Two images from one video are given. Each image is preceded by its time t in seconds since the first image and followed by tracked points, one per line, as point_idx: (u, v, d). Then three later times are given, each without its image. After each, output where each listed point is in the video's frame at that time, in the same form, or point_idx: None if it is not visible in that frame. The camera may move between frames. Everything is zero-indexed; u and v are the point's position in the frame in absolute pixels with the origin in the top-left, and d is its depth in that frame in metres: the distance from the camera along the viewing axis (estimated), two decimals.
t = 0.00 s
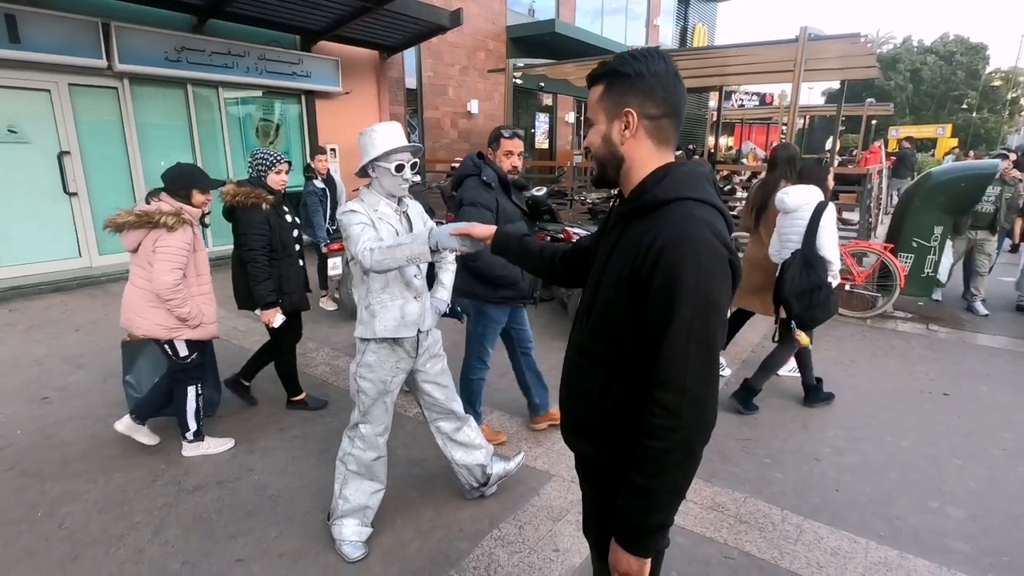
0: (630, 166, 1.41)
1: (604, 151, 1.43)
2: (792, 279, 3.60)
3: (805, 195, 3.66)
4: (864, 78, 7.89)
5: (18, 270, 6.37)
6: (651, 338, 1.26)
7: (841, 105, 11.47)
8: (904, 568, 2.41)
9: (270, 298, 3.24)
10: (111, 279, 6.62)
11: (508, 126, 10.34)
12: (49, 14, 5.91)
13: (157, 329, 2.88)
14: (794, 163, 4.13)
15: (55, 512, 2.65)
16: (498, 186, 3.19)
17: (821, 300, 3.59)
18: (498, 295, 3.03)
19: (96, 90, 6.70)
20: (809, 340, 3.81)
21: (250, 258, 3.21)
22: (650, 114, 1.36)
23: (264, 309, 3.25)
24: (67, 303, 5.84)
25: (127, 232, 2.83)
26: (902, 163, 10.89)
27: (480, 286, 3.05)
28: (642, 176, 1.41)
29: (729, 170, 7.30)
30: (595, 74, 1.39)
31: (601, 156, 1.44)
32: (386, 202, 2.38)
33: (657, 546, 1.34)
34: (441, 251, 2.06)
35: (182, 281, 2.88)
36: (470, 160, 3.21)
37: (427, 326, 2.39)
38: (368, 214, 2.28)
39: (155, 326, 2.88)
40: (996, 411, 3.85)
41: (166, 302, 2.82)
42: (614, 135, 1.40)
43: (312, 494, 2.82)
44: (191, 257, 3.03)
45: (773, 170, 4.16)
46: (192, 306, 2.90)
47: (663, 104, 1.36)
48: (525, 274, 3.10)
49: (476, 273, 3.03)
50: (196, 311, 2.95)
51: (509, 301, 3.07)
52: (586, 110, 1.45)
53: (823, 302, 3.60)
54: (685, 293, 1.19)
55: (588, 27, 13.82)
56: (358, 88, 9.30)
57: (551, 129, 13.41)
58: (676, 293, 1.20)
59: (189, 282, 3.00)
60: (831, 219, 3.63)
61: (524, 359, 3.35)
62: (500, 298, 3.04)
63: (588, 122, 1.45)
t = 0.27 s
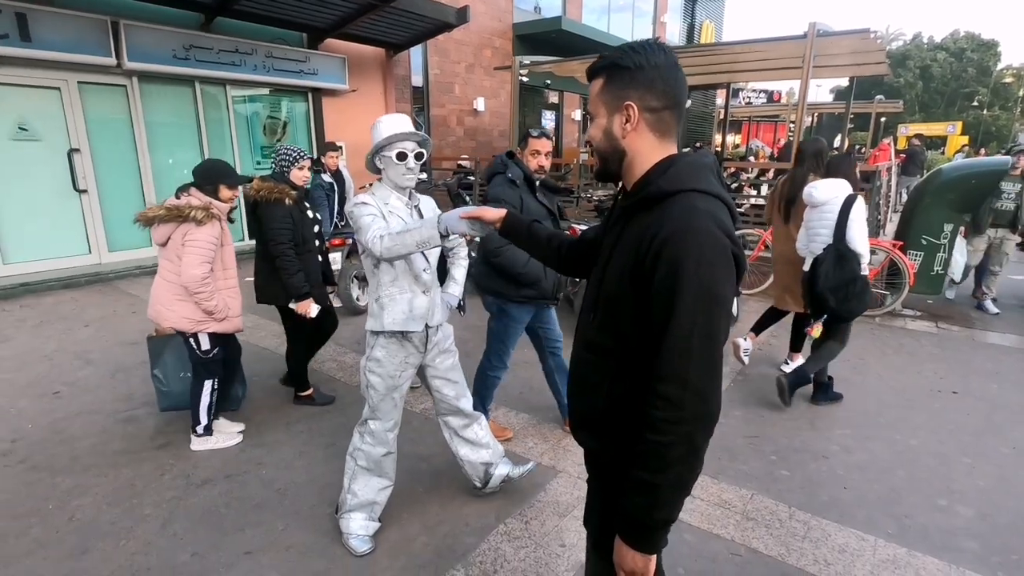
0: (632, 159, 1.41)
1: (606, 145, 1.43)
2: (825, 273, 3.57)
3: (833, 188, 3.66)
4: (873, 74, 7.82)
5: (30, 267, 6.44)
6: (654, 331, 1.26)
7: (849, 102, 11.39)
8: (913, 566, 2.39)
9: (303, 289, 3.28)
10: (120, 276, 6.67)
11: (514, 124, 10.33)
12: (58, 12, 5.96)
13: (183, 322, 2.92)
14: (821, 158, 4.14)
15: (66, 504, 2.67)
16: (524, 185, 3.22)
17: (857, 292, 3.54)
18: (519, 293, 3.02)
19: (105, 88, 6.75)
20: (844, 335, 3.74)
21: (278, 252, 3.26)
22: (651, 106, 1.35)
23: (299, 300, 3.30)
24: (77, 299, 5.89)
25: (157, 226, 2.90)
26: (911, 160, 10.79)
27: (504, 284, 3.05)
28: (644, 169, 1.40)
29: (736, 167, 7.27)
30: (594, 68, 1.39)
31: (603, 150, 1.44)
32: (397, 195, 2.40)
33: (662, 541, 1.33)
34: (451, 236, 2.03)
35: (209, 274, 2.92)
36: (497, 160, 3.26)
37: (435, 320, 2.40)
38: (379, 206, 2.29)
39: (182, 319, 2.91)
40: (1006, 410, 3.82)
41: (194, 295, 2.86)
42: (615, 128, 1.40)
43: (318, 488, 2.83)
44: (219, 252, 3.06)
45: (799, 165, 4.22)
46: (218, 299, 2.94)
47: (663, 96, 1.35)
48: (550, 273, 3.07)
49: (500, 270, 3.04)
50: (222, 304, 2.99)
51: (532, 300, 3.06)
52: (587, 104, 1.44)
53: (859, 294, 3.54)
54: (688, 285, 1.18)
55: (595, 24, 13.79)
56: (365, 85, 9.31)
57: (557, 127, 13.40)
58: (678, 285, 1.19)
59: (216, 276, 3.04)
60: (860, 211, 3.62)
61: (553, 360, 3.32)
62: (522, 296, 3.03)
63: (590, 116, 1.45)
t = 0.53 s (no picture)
0: (626, 154, 1.41)
1: (598, 140, 1.43)
2: (856, 269, 3.57)
3: (855, 184, 3.67)
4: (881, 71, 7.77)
5: (40, 263, 6.50)
6: (657, 327, 1.26)
7: (858, 99, 11.31)
8: (920, 564, 2.38)
9: (331, 283, 3.33)
10: (128, 272, 6.73)
11: (520, 121, 10.33)
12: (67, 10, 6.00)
13: (209, 316, 2.98)
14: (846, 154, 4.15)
15: (76, 497, 2.70)
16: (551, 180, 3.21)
17: (890, 285, 3.50)
18: (543, 289, 3.07)
19: (113, 86, 6.79)
20: (876, 328, 3.73)
21: (301, 248, 3.30)
22: (643, 100, 1.35)
23: (330, 292, 3.36)
24: (86, 295, 5.94)
25: (184, 223, 2.93)
26: (920, 157, 10.70)
27: (529, 280, 3.10)
28: (637, 164, 1.41)
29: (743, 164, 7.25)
30: (584, 62, 1.40)
31: (595, 145, 1.45)
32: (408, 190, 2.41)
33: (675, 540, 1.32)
34: (459, 237, 2.05)
35: (235, 269, 2.96)
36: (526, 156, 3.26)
37: (446, 316, 2.41)
38: (390, 201, 2.31)
39: (207, 313, 2.97)
40: (1015, 408, 3.79)
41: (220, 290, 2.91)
42: (606, 123, 1.40)
43: (325, 482, 2.85)
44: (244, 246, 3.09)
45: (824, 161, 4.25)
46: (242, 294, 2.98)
47: (654, 90, 1.34)
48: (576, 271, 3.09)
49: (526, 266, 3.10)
50: (246, 299, 3.04)
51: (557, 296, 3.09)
52: (579, 98, 1.45)
53: (893, 286, 3.51)
54: (690, 279, 1.18)
55: (601, 21, 13.75)
56: (372, 82, 9.34)
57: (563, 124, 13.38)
58: (680, 279, 1.19)
59: (241, 270, 3.08)
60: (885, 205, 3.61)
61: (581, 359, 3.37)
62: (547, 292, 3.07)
63: (582, 111, 1.45)
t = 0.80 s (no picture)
0: (616, 152, 1.40)
1: (588, 138, 1.42)
2: (887, 268, 3.57)
3: (890, 182, 3.61)
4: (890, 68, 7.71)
5: (50, 260, 6.56)
6: (661, 329, 1.22)
7: (866, 97, 11.23)
8: (927, 563, 2.37)
9: (351, 279, 3.33)
10: (136, 269, 6.77)
11: (526, 119, 10.32)
12: (76, 10, 6.05)
13: (238, 309, 3.00)
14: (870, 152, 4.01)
15: (85, 491, 2.73)
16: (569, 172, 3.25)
17: (920, 284, 3.55)
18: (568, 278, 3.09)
19: (122, 84, 6.84)
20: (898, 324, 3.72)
21: (322, 244, 3.32)
22: (631, 96, 1.33)
23: (349, 289, 3.38)
24: (94, 292, 5.98)
25: (210, 218, 2.97)
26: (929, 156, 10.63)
27: (554, 273, 3.14)
28: (629, 161, 1.39)
29: (750, 162, 7.22)
30: (573, 59, 1.39)
31: (586, 141, 1.43)
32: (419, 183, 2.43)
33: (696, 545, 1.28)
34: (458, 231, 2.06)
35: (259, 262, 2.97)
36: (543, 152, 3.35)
37: (455, 310, 2.41)
38: (399, 195, 2.35)
39: (236, 307, 3.00)
40: None
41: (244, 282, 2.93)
42: (595, 120, 1.38)
43: (331, 478, 2.86)
44: (267, 240, 3.11)
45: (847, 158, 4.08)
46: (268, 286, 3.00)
47: (643, 86, 1.32)
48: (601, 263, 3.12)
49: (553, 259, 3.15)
50: (273, 291, 3.06)
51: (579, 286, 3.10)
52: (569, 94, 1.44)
53: (921, 286, 3.55)
54: (694, 279, 1.15)
55: (607, 20, 13.72)
56: (378, 80, 9.36)
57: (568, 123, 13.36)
58: (684, 280, 1.16)
59: (266, 263, 3.09)
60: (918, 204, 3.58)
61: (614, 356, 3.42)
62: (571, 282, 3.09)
63: (571, 108, 1.44)
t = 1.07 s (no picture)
0: (617, 153, 1.34)
1: (586, 138, 1.36)
2: (917, 270, 3.58)
3: (921, 186, 3.62)
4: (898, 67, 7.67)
5: (59, 259, 6.61)
6: (661, 344, 1.14)
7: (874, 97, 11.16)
8: (935, 564, 2.35)
9: (361, 277, 3.31)
10: (144, 268, 6.82)
11: (531, 118, 10.33)
12: (86, 9, 6.09)
13: (264, 303, 3.02)
14: (893, 156, 4.06)
15: (94, 486, 2.75)
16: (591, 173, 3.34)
17: (946, 288, 3.60)
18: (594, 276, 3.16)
19: (130, 84, 6.88)
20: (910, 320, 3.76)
21: (340, 240, 3.36)
22: (634, 94, 1.27)
23: (358, 287, 3.34)
24: (103, 290, 6.03)
25: (236, 215, 3.02)
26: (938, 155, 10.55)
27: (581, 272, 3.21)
28: (627, 162, 1.34)
29: (757, 162, 7.19)
30: (571, 53, 1.33)
31: (583, 141, 1.38)
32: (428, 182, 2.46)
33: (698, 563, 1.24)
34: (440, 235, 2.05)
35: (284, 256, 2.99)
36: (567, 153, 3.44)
37: (461, 307, 2.42)
38: (406, 192, 2.39)
39: (263, 301, 3.01)
40: None
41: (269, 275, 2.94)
42: (594, 120, 1.33)
43: (337, 475, 2.88)
44: (291, 234, 3.14)
45: (869, 161, 4.12)
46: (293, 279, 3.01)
47: (645, 84, 1.27)
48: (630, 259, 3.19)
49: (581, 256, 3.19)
50: (298, 284, 3.07)
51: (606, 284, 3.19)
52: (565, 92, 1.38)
53: (946, 290, 3.62)
54: (696, 293, 1.07)
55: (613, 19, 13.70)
56: (384, 79, 9.38)
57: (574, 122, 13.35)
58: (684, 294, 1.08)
59: (290, 257, 3.12)
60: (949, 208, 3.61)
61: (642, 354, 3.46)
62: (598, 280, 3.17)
63: (567, 106, 1.38)
